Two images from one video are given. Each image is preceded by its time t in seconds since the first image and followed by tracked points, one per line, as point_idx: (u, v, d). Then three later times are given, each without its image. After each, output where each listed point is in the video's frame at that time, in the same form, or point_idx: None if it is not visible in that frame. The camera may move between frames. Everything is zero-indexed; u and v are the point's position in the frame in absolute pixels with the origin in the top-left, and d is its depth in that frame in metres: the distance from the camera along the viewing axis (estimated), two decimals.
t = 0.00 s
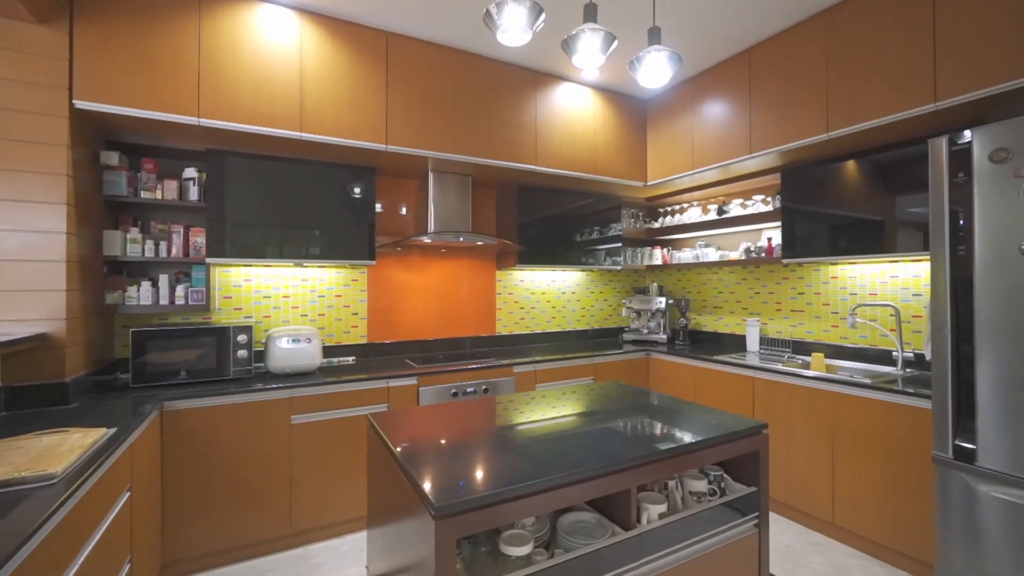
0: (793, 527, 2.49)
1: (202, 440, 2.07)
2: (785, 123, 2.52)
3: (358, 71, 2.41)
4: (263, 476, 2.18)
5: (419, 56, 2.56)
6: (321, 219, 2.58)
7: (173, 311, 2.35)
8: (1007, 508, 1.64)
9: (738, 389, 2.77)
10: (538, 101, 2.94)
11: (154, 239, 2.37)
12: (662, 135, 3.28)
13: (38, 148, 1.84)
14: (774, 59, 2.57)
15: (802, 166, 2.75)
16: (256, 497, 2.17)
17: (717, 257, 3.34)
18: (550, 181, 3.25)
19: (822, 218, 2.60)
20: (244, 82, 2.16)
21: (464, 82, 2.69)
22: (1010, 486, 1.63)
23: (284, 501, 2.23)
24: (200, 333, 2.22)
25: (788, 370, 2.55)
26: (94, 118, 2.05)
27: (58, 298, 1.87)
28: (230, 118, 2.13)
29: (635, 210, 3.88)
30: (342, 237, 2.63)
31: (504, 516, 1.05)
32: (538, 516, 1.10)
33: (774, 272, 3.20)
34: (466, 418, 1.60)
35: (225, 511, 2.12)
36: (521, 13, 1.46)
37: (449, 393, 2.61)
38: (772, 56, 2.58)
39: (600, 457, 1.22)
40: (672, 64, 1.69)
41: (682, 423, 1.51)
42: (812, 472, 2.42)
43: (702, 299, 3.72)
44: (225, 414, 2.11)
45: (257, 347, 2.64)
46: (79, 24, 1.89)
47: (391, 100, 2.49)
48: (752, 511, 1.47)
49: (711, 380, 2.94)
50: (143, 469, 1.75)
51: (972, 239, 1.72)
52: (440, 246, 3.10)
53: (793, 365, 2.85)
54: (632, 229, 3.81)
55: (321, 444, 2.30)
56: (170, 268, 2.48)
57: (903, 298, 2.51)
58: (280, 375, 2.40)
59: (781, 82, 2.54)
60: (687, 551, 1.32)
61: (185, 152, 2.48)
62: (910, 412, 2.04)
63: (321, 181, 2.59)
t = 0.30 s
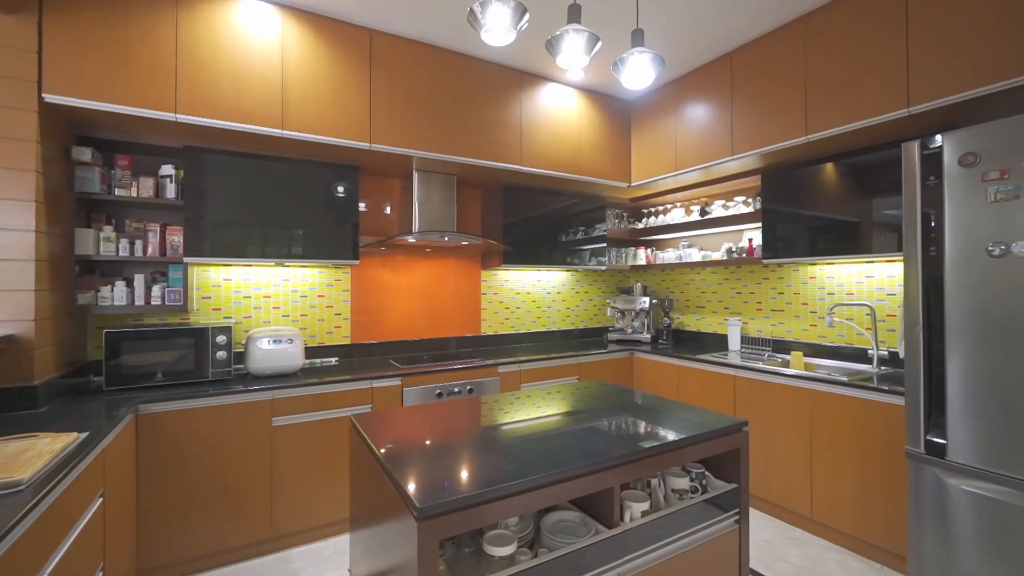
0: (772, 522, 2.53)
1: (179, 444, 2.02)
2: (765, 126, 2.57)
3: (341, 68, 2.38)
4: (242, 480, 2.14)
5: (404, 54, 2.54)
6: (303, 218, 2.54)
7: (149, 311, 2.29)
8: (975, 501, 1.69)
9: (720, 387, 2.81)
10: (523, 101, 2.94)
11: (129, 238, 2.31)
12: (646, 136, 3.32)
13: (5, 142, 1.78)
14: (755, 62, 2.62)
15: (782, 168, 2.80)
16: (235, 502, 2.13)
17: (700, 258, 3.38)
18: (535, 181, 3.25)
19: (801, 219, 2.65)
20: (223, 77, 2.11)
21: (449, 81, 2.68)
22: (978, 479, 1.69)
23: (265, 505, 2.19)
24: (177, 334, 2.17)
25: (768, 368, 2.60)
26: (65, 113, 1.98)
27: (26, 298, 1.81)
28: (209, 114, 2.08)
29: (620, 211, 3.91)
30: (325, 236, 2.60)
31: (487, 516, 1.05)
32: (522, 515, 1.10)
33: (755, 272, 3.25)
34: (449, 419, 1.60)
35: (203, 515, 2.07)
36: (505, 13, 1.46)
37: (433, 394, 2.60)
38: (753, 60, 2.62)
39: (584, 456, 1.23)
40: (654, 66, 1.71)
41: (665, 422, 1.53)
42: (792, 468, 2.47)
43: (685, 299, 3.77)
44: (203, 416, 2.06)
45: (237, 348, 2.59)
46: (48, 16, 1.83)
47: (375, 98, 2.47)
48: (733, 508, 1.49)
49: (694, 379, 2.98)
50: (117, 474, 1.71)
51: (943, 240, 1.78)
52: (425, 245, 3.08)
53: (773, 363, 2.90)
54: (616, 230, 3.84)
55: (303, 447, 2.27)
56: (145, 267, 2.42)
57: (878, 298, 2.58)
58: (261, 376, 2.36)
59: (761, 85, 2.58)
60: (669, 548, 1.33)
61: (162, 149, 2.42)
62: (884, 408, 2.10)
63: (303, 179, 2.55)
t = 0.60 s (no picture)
0: (753, 518, 2.58)
1: (156, 448, 1.97)
2: (747, 128, 2.61)
3: (324, 65, 2.35)
4: (222, 484, 2.10)
5: (388, 52, 2.52)
6: (285, 217, 2.50)
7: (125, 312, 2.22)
8: (946, 495, 1.74)
9: (703, 386, 2.85)
10: (509, 101, 2.94)
11: (103, 236, 2.24)
12: (631, 137, 3.34)
13: None
14: (737, 66, 2.66)
15: (763, 170, 2.85)
16: (215, 506, 2.09)
17: (683, 258, 3.42)
18: (521, 181, 3.25)
19: (782, 221, 2.71)
20: (202, 73, 2.07)
21: (434, 80, 2.67)
22: (949, 473, 1.74)
23: (245, 509, 2.15)
24: (154, 336, 2.12)
25: (749, 367, 2.64)
26: (34, 107, 1.92)
27: None
28: (188, 110, 2.04)
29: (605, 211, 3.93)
30: (308, 235, 2.56)
31: (472, 517, 1.04)
32: (506, 515, 1.10)
33: (736, 272, 3.31)
34: (434, 419, 1.59)
35: (180, 520, 2.03)
36: (490, 12, 1.46)
37: (418, 395, 2.58)
38: (735, 63, 2.66)
39: (569, 455, 1.23)
40: (638, 67, 1.72)
41: (649, 420, 1.55)
42: (772, 465, 2.51)
43: (669, 299, 3.81)
44: (181, 419, 2.01)
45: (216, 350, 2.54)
46: (16, 6, 1.76)
47: (359, 96, 2.44)
48: (715, 505, 1.51)
49: (677, 378, 3.01)
50: (90, 480, 1.66)
51: (916, 241, 1.83)
52: (410, 245, 3.06)
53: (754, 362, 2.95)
54: (601, 230, 3.86)
55: (285, 449, 2.23)
56: (120, 267, 2.35)
57: (855, 297, 2.64)
58: (241, 378, 2.31)
59: (743, 88, 2.63)
60: (653, 545, 1.34)
61: (138, 145, 2.36)
62: (861, 405, 2.15)
63: (285, 177, 2.51)
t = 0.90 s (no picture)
0: (735, 515, 2.62)
1: (131, 452, 1.92)
2: (729, 131, 2.65)
3: (307, 62, 2.32)
4: (200, 489, 2.06)
5: (373, 50, 2.50)
6: (267, 216, 2.46)
7: (99, 313, 2.16)
8: (919, 489, 1.80)
9: (686, 384, 2.88)
10: (494, 101, 2.94)
11: (76, 234, 2.18)
12: (616, 138, 3.37)
13: None
14: (719, 69, 2.70)
15: (745, 172, 2.90)
16: (193, 511, 2.05)
17: (667, 258, 3.46)
18: (506, 181, 3.26)
19: (763, 222, 2.75)
20: (180, 68, 2.03)
21: (419, 79, 2.65)
22: (922, 468, 1.79)
23: (225, 513, 2.11)
24: (129, 337, 2.06)
25: (731, 366, 2.68)
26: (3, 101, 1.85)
27: None
28: (165, 106, 1.99)
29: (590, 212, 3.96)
30: (291, 234, 2.52)
31: (456, 518, 1.04)
32: (491, 515, 1.10)
33: (719, 272, 3.35)
34: (419, 420, 1.58)
35: (157, 526, 1.98)
36: (474, 11, 1.45)
37: (403, 395, 2.57)
38: (718, 67, 2.70)
39: (554, 454, 1.24)
40: (622, 69, 1.73)
41: (633, 419, 1.56)
42: (754, 462, 2.55)
43: (653, 299, 3.85)
44: (158, 422, 1.97)
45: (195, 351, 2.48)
46: None
47: (343, 94, 2.41)
48: (697, 502, 1.53)
49: (661, 377, 3.04)
50: (61, 486, 1.61)
51: (890, 242, 1.88)
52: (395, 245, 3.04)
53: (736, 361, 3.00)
54: (586, 230, 3.88)
55: (267, 451, 2.20)
56: (95, 266, 2.29)
57: (833, 297, 2.70)
58: (221, 379, 2.27)
59: (725, 91, 2.67)
60: (635, 542, 1.35)
61: (113, 141, 2.30)
62: (838, 403, 2.20)
63: (267, 175, 2.47)
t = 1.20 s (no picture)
0: (718, 512, 2.65)
1: (105, 456, 1.87)
2: (712, 132, 2.68)
3: (289, 58, 2.28)
4: (177, 493, 2.01)
5: (356, 47, 2.47)
6: (248, 214, 2.41)
7: (70, 313, 2.09)
8: (895, 484, 1.84)
9: (670, 383, 2.91)
10: (479, 100, 2.93)
11: (46, 232, 2.10)
12: (601, 139, 3.39)
13: None
14: (702, 71, 2.73)
15: (728, 174, 2.93)
16: (170, 516, 2.00)
17: (651, 258, 3.49)
18: (492, 181, 3.25)
19: (745, 223, 2.79)
20: (157, 62, 1.98)
21: (404, 77, 2.63)
22: (898, 463, 1.84)
23: (203, 518, 2.07)
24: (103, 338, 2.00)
25: (714, 364, 2.72)
26: None
27: None
28: (141, 101, 1.94)
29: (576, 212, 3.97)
30: (273, 233, 2.48)
31: (439, 519, 1.03)
32: (475, 516, 1.09)
33: (703, 272, 3.39)
34: (402, 421, 1.56)
35: (130, 533, 1.93)
36: (459, 8, 1.44)
37: (387, 396, 2.54)
38: (701, 69, 2.74)
39: (538, 454, 1.24)
40: (607, 69, 1.74)
41: (618, 418, 1.57)
42: (736, 460, 2.59)
43: (638, 299, 3.88)
44: (133, 426, 1.92)
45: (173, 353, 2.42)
46: None
47: (326, 90, 2.38)
48: (680, 500, 1.54)
49: (646, 376, 3.06)
50: (29, 492, 1.55)
51: (867, 243, 1.92)
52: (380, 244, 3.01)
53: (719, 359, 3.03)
54: (572, 231, 3.90)
55: (247, 454, 2.16)
56: (65, 265, 2.21)
57: (812, 296, 2.75)
58: (200, 381, 2.22)
59: (708, 93, 2.70)
60: (620, 541, 1.36)
61: (86, 137, 2.23)
62: (817, 400, 2.24)
63: (248, 173, 2.42)
